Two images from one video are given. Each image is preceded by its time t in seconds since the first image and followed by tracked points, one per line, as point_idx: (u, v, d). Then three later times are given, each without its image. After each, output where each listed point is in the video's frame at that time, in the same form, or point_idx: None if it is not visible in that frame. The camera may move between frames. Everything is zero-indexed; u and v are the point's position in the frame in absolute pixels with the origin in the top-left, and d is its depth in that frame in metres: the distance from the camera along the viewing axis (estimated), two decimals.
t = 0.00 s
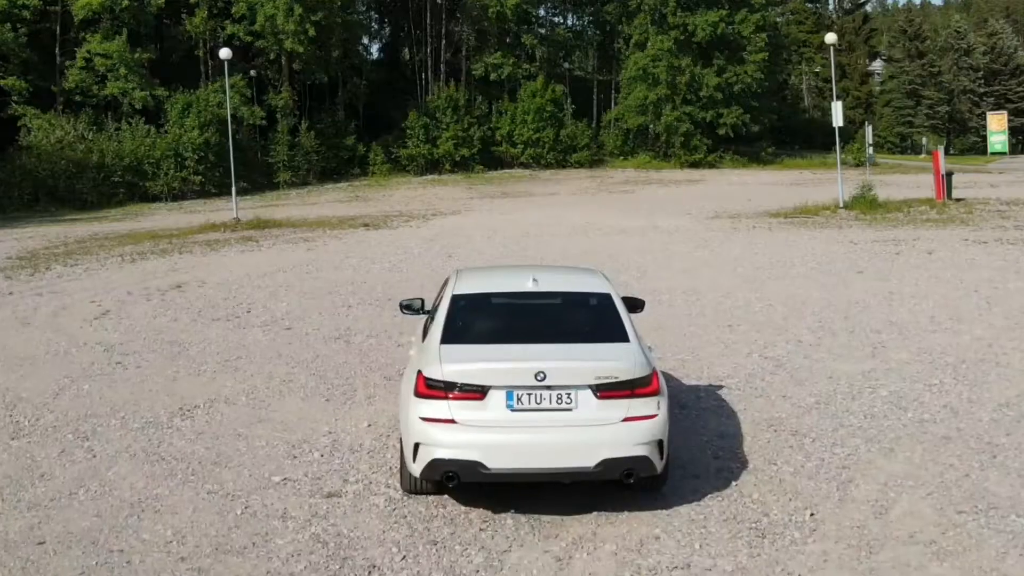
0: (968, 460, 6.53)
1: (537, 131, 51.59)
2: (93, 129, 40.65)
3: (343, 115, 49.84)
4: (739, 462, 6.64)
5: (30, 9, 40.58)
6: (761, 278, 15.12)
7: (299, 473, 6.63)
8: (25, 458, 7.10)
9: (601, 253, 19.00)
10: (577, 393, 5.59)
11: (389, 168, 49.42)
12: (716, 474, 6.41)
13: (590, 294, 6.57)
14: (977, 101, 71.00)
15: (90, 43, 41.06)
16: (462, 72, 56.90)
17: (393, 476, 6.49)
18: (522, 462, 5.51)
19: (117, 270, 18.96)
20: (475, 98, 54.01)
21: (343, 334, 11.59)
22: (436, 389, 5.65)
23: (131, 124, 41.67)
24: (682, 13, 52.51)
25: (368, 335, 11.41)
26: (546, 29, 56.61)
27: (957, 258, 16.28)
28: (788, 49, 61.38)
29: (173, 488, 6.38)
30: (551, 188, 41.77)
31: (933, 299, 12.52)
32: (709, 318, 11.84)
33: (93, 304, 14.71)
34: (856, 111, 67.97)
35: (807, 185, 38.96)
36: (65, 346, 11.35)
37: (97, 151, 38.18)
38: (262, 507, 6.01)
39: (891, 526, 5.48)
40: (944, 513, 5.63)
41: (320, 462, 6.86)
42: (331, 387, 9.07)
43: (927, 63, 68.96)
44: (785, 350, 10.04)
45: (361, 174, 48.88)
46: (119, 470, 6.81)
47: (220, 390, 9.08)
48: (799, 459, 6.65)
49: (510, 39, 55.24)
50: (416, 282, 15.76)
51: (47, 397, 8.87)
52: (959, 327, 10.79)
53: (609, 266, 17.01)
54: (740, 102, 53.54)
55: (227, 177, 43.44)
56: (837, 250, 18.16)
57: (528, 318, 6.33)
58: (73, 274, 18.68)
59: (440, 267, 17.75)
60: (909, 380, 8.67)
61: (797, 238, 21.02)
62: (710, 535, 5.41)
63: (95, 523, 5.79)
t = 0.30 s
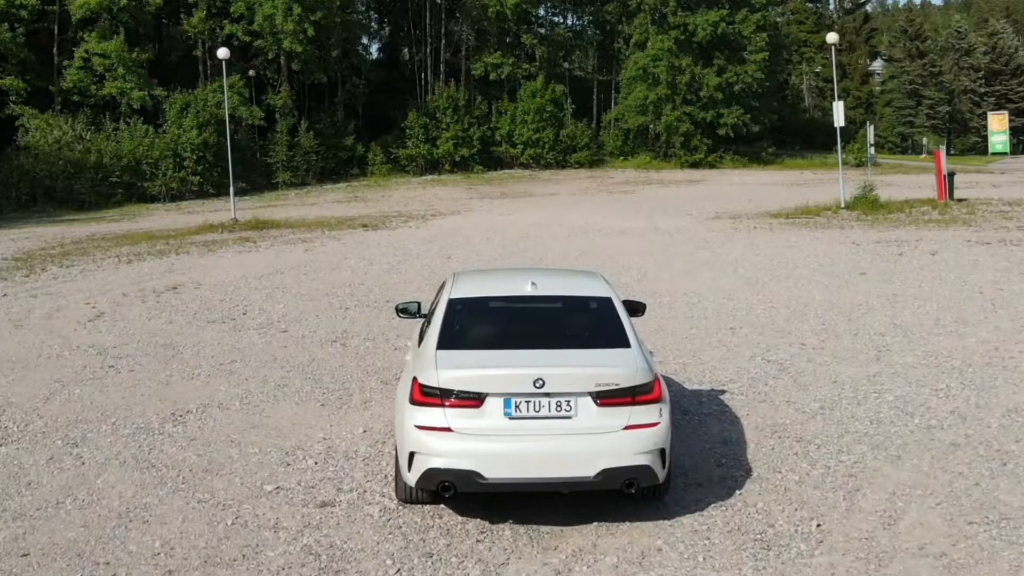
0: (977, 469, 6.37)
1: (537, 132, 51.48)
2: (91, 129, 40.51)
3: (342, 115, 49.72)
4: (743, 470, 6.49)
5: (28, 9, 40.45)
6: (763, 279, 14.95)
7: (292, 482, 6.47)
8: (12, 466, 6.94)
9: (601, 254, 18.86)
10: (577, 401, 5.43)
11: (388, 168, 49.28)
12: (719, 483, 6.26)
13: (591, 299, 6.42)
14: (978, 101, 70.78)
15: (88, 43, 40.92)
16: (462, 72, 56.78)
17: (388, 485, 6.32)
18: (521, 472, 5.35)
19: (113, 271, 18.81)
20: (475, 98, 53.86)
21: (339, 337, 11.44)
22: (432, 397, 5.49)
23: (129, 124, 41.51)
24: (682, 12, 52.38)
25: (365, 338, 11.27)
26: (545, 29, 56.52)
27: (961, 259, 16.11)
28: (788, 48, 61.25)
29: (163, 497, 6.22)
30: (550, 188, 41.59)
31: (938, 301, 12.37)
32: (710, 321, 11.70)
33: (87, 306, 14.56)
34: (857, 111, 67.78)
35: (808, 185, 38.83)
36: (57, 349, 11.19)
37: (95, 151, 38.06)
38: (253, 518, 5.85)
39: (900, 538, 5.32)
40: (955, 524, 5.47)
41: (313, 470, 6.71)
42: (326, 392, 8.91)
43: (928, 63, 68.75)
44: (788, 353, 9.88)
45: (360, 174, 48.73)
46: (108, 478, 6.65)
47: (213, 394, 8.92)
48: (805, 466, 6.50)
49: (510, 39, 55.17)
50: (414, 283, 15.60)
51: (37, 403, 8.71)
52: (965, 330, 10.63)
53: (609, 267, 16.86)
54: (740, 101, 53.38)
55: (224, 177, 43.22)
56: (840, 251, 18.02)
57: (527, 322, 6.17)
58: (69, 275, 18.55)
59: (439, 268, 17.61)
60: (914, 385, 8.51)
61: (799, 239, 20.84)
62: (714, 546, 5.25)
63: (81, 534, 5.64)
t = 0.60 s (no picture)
0: (991, 481, 6.17)
1: (537, 132, 51.31)
2: (89, 130, 40.34)
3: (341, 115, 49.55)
4: (749, 482, 6.28)
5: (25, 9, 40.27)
6: (765, 282, 14.74)
7: (283, 494, 6.26)
8: None
9: (601, 256, 18.66)
10: (577, 413, 5.23)
11: (388, 168, 49.09)
12: (725, 497, 6.05)
13: (592, 305, 6.22)
14: (979, 101, 70.50)
15: (85, 43, 40.73)
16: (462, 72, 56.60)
17: (381, 498, 6.12)
18: (519, 487, 5.14)
19: (108, 273, 18.61)
20: (474, 98, 53.65)
21: (334, 341, 11.24)
22: (426, 409, 5.28)
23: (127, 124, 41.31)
24: (682, 12, 52.21)
25: (361, 342, 11.06)
26: (546, 29, 56.31)
27: (966, 261, 15.90)
28: (789, 47, 61.03)
29: (148, 511, 6.01)
30: (549, 189, 41.37)
31: (944, 304, 12.16)
32: (712, 324, 11.51)
33: (80, 309, 14.36)
34: (858, 111, 67.57)
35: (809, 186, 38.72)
36: (47, 354, 10.98)
37: (93, 151, 37.93)
38: (241, 533, 5.65)
39: (914, 555, 5.11)
40: (969, 541, 5.27)
41: (305, 482, 6.50)
42: (320, 400, 8.70)
43: (929, 63, 68.52)
44: (792, 358, 9.67)
45: (359, 175, 48.49)
46: (93, 490, 6.44)
47: (204, 402, 8.71)
48: (812, 479, 6.29)
49: (509, 39, 55.04)
50: (412, 286, 15.40)
51: (24, 410, 8.51)
52: (973, 335, 10.42)
53: (609, 270, 16.64)
54: (741, 101, 53.16)
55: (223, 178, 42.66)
56: (844, 253, 17.82)
57: (525, 330, 5.97)
58: (63, 277, 18.37)
59: (438, 270, 17.43)
60: (923, 392, 8.30)
61: (801, 240, 20.62)
62: (720, 565, 5.04)
63: (62, 550, 5.43)
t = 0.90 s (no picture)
0: (1008, 496, 5.92)
1: (537, 132, 51.07)
2: (86, 130, 40.12)
3: (339, 116, 49.27)
4: (756, 497, 6.03)
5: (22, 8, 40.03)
6: (768, 284, 14.49)
7: (270, 510, 6.01)
8: None
9: (601, 258, 18.42)
10: (576, 428, 4.99)
11: (387, 169, 48.83)
12: (730, 512, 5.80)
13: (593, 312, 5.97)
14: (980, 101, 70.17)
15: (82, 43, 40.50)
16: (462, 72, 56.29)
17: (373, 514, 5.87)
18: (516, 506, 4.90)
19: (102, 275, 18.37)
20: (474, 98, 53.38)
21: (328, 346, 10.99)
22: (418, 422, 5.04)
23: (124, 124, 41.06)
24: (682, 12, 51.98)
25: (356, 348, 10.82)
26: (546, 29, 55.93)
27: (972, 263, 15.66)
28: (790, 46, 60.79)
29: (129, 528, 5.77)
30: (550, 189, 41.07)
31: (952, 308, 11.92)
32: (715, 328, 11.26)
33: (71, 312, 14.11)
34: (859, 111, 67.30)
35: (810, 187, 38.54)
36: (34, 359, 10.75)
37: (90, 152, 37.75)
38: (225, 552, 5.39)
39: None
40: (987, 561, 5.02)
41: (294, 496, 6.25)
42: (312, 408, 8.45)
43: (931, 63, 68.26)
44: (798, 365, 9.42)
45: (358, 175, 48.24)
46: (74, 505, 6.20)
47: (193, 410, 8.46)
48: (821, 494, 6.05)
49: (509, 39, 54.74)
50: (409, 289, 15.16)
51: (6, 419, 8.26)
52: (982, 340, 10.17)
53: (609, 272, 16.40)
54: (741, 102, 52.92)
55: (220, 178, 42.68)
56: (847, 255, 17.58)
57: (522, 338, 5.72)
58: (57, 279, 18.12)
59: (436, 272, 17.18)
60: (933, 400, 8.05)
61: (804, 242, 20.37)
62: None
63: (38, 571, 5.18)
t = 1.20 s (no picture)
0: None
1: (537, 132, 50.77)
2: (83, 130, 39.85)
3: (338, 116, 48.99)
4: (763, 515, 5.76)
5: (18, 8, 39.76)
6: (771, 288, 14.22)
7: (255, 529, 5.75)
8: None
9: (602, 260, 18.14)
10: (575, 445, 4.71)
11: (386, 170, 48.56)
12: (737, 532, 5.53)
13: (592, 323, 5.68)
14: (982, 101, 69.84)
15: (79, 43, 40.27)
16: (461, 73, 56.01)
17: (363, 534, 5.59)
18: (511, 528, 4.62)
19: (95, 278, 18.09)
20: (473, 98, 53.08)
21: (322, 353, 10.72)
22: (407, 440, 4.78)
23: (121, 124, 40.79)
24: (683, 11, 51.72)
25: (350, 355, 10.55)
26: (546, 29, 55.52)
27: (978, 266, 15.40)
28: (791, 46, 60.59)
29: (107, 549, 5.49)
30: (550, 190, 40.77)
31: (960, 313, 11.66)
32: (719, 334, 10.98)
33: (61, 316, 13.84)
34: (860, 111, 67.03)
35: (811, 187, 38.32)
36: (20, 366, 10.47)
37: (86, 152, 37.46)
38: None
39: None
40: None
41: (280, 513, 5.98)
42: (303, 418, 8.18)
43: (932, 62, 68.01)
44: (804, 372, 9.15)
45: (356, 176, 47.99)
46: (50, 523, 5.93)
47: (180, 420, 8.19)
48: (832, 511, 5.78)
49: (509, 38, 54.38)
50: (405, 293, 14.90)
51: None
52: (992, 347, 9.90)
53: (609, 275, 16.12)
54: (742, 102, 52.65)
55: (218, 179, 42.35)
56: (851, 257, 17.32)
57: (519, 348, 5.46)
58: (49, 282, 17.82)
59: (434, 275, 16.93)
60: (945, 410, 7.78)
61: (808, 244, 20.10)
62: None
63: None
